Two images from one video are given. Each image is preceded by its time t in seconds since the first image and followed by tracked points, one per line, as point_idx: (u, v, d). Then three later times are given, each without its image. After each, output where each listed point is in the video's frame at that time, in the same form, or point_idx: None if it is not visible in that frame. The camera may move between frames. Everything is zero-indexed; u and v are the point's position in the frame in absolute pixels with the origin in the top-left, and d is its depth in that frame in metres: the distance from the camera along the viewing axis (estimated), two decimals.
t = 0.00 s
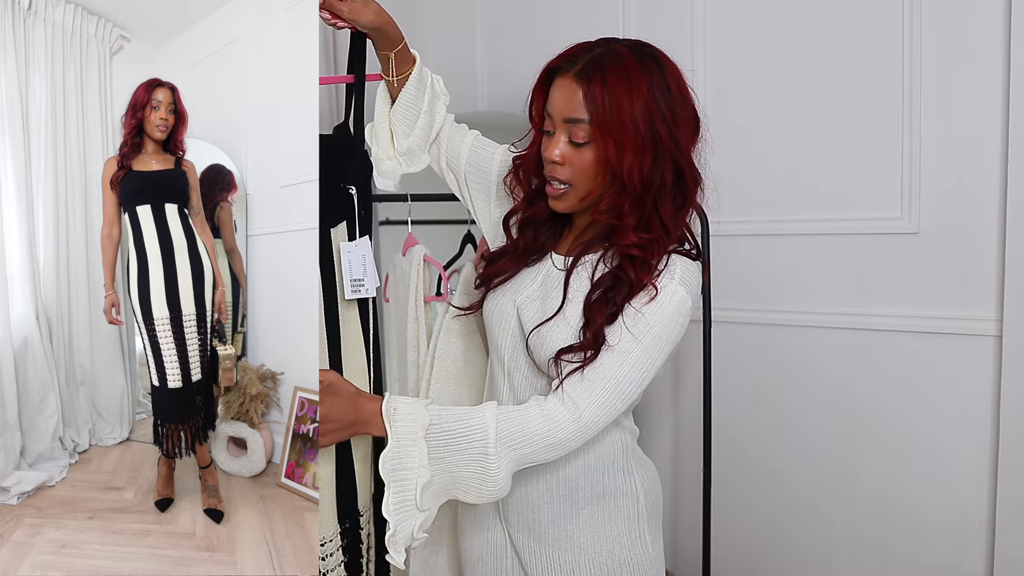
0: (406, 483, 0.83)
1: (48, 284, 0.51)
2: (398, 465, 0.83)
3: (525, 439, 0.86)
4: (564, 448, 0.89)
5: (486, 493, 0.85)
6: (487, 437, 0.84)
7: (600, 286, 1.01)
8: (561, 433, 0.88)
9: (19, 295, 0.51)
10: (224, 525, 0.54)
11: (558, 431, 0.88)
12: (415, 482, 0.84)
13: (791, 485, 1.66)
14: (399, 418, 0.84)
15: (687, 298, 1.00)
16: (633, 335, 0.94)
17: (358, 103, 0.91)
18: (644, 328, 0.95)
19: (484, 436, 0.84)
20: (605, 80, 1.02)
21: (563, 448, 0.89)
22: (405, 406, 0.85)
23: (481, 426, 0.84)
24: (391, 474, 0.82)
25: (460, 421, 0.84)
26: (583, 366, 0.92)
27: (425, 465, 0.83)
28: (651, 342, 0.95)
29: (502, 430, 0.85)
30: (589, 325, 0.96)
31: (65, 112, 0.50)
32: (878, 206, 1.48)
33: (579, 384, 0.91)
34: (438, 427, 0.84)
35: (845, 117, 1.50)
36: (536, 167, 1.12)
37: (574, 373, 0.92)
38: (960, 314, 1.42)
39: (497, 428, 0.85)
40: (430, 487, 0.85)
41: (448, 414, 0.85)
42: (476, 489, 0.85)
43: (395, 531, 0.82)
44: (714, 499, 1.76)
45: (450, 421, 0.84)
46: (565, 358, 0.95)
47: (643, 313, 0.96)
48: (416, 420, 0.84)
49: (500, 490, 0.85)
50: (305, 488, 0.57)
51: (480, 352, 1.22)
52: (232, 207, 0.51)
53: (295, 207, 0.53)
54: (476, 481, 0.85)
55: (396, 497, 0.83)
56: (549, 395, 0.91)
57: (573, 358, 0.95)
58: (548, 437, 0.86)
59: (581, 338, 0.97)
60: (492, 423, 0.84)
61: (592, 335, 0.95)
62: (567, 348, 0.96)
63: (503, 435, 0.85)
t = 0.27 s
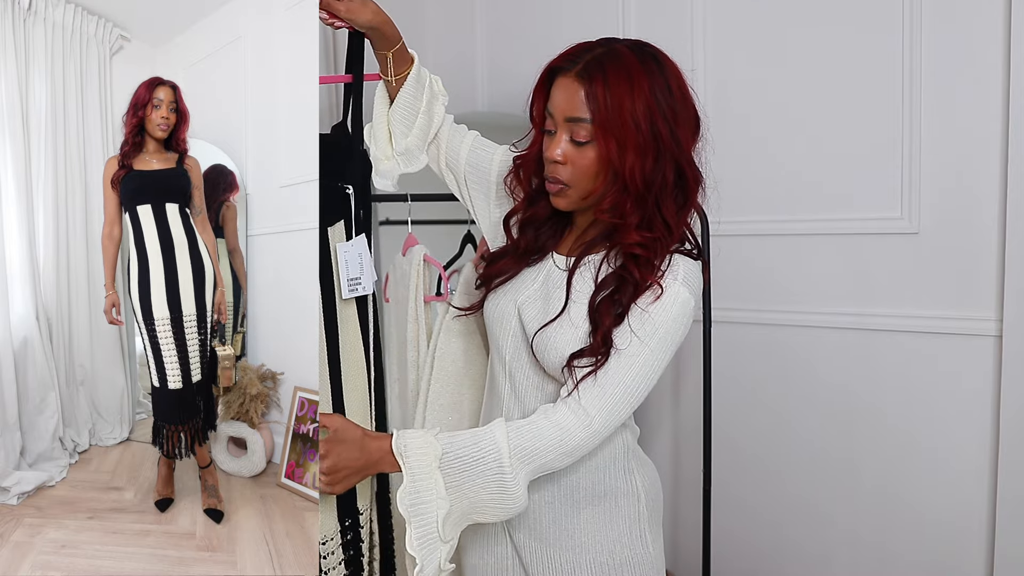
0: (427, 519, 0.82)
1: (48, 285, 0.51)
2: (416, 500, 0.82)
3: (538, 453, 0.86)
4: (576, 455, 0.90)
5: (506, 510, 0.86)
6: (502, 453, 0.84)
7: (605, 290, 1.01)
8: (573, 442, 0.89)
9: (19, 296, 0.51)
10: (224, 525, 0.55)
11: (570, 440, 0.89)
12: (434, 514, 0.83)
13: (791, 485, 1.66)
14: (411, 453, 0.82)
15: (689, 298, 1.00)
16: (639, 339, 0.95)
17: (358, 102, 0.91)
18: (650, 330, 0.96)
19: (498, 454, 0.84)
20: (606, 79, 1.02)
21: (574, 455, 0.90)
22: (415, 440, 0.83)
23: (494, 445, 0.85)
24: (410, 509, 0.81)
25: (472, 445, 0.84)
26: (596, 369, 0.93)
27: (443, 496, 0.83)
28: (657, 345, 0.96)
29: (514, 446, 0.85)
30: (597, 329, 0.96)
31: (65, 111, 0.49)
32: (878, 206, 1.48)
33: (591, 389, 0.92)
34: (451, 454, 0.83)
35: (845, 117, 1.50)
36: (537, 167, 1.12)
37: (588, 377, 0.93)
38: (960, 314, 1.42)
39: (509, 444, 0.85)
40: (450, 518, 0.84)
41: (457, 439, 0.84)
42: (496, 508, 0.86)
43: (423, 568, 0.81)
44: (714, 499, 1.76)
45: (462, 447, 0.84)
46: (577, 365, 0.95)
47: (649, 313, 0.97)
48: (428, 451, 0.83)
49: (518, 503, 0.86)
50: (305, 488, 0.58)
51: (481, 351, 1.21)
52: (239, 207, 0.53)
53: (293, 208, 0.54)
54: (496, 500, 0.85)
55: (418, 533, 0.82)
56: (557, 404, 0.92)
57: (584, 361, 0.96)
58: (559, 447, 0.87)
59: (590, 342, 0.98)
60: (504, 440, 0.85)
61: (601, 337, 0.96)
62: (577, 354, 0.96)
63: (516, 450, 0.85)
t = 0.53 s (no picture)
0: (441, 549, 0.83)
1: (48, 285, 0.51)
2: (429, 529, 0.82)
3: (545, 461, 0.87)
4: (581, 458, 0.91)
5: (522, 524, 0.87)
6: (510, 466, 0.85)
7: (609, 292, 1.00)
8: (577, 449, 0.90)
9: (19, 296, 0.51)
10: (225, 526, 0.55)
11: (575, 446, 0.89)
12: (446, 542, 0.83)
13: (791, 485, 1.66)
14: (419, 486, 0.83)
15: (692, 299, 1.00)
16: (642, 340, 0.96)
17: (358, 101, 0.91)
18: (658, 326, 0.96)
19: (506, 472, 0.85)
20: (609, 79, 1.02)
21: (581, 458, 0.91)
22: (422, 471, 0.84)
23: (501, 463, 0.85)
24: (422, 540, 0.81)
25: (479, 467, 0.85)
26: (607, 369, 0.94)
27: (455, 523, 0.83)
28: (662, 345, 0.96)
29: (520, 458, 0.86)
30: (603, 329, 0.97)
31: (65, 111, 0.49)
32: (879, 205, 1.48)
33: (601, 390, 0.93)
34: (460, 480, 0.84)
35: (845, 117, 1.50)
36: (538, 168, 1.12)
37: (598, 378, 0.94)
38: (960, 314, 1.42)
39: (516, 456, 0.86)
40: (464, 543, 0.85)
41: (464, 464, 0.85)
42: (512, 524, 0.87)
43: None
44: (715, 499, 1.76)
45: (470, 470, 0.84)
46: (586, 367, 0.95)
47: (654, 311, 0.97)
48: (437, 481, 0.83)
49: (532, 515, 0.87)
50: (305, 488, 0.57)
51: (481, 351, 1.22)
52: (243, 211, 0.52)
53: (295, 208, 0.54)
54: (510, 518, 0.86)
55: (432, 561, 0.82)
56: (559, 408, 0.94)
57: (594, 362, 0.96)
58: (566, 453, 0.88)
59: (598, 342, 0.98)
60: (510, 454, 0.86)
61: (608, 337, 0.96)
62: (585, 356, 0.96)
63: (523, 463, 0.86)
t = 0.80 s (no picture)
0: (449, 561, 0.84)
1: (48, 284, 0.51)
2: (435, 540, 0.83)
3: (547, 463, 0.88)
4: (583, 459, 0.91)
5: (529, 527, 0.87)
6: (512, 471, 0.85)
7: (609, 292, 1.01)
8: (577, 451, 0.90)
9: (19, 296, 0.51)
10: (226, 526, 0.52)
11: (576, 446, 0.90)
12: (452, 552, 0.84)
13: (791, 485, 1.66)
14: (424, 499, 0.83)
15: (693, 299, 1.01)
16: (643, 340, 0.96)
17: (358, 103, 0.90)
18: (659, 326, 0.97)
19: (510, 477, 0.85)
20: (609, 79, 1.02)
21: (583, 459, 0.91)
22: (426, 485, 0.83)
23: (503, 471, 0.85)
24: (429, 553, 0.82)
25: (482, 475, 0.85)
26: (608, 369, 0.94)
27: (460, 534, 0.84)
28: (663, 346, 0.97)
29: (523, 462, 0.86)
30: (604, 329, 0.97)
31: (65, 111, 0.50)
32: (879, 205, 1.48)
33: (604, 391, 0.93)
34: (465, 490, 0.84)
35: (845, 117, 1.50)
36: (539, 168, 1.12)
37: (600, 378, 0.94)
38: (960, 314, 1.42)
39: (519, 461, 0.86)
40: (470, 552, 0.85)
41: (467, 473, 0.85)
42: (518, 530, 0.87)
43: None
44: (715, 499, 1.76)
45: (473, 480, 0.84)
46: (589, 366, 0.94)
47: (656, 310, 0.98)
48: (441, 493, 0.83)
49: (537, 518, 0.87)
50: (305, 487, 0.54)
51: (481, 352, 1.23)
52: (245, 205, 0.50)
53: (296, 207, 0.51)
54: (515, 524, 0.86)
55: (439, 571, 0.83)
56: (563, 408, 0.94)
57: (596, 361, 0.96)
58: (569, 453, 0.89)
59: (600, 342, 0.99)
60: (513, 461, 0.86)
61: (610, 336, 0.96)
62: (588, 355, 0.95)
63: (526, 467, 0.86)
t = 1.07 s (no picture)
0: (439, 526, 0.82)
1: (48, 284, 0.51)
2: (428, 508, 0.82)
3: (550, 458, 0.88)
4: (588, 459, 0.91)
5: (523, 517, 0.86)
6: (514, 457, 0.85)
7: (610, 293, 1.01)
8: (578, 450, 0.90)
9: (19, 295, 0.51)
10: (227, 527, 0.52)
11: (581, 447, 0.90)
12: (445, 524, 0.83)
13: (791, 485, 1.66)
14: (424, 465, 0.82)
15: (694, 299, 1.01)
16: (647, 341, 0.96)
17: (361, 102, 0.91)
18: (661, 325, 0.97)
19: (511, 464, 0.85)
20: (611, 79, 1.02)
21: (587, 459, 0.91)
22: (428, 450, 0.83)
23: (506, 455, 0.85)
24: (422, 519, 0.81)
25: (484, 455, 0.85)
26: (613, 371, 0.94)
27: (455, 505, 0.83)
28: (664, 346, 0.97)
29: (526, 451, 0.87)
30: (608, 330, 0.97)
31: (65, 111, 0.49)
32: (878, 205, 1.48)
33: (609, 392, 0.93)
34: (465, 465, 0.83)
35: (845, 117, 1.50)
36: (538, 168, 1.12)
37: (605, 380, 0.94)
38: (960, 314, 1.42)
39: (522, 449, 0.87)
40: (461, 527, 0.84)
41: (470, 450, 0.84)
42: (511, 519, 0.86)
43: None
44: (715, 499, 1.76)
45: (475, 457, 0.84)
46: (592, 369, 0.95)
47: (658, 310, 0.98)
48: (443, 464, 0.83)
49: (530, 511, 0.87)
50: (304, 487, 0.55)
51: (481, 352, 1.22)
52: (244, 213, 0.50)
53: (295, 208, 0.52)
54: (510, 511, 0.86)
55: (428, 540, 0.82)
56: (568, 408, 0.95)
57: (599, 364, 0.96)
58: (573, 452, 0.89)
59: (603, 343, 0.99)
60: (517, 447, 0.86)
61: (613, 338, 0.97)
62: (591, 357, 0.96)
63: (528, 457, 0.87)
